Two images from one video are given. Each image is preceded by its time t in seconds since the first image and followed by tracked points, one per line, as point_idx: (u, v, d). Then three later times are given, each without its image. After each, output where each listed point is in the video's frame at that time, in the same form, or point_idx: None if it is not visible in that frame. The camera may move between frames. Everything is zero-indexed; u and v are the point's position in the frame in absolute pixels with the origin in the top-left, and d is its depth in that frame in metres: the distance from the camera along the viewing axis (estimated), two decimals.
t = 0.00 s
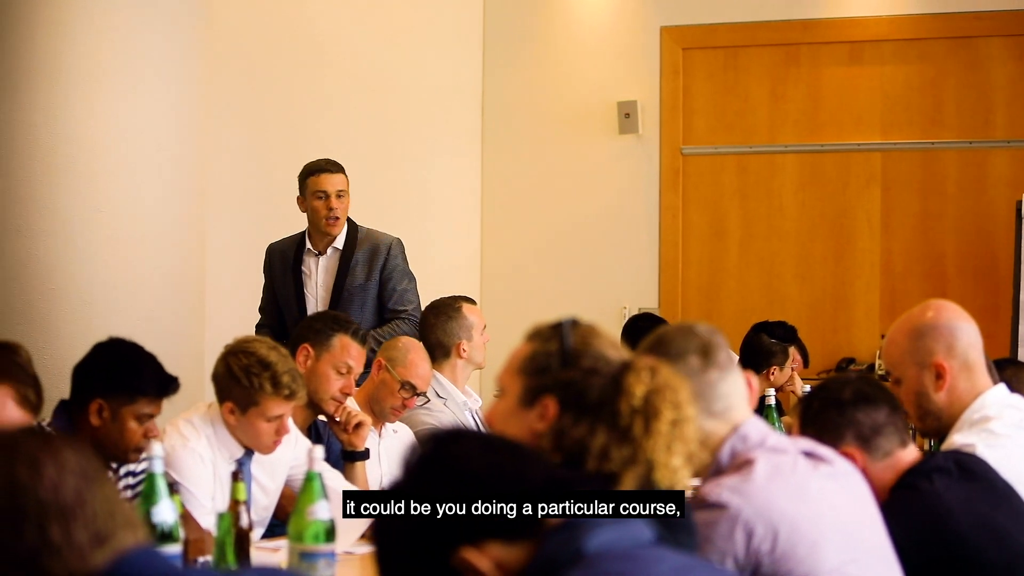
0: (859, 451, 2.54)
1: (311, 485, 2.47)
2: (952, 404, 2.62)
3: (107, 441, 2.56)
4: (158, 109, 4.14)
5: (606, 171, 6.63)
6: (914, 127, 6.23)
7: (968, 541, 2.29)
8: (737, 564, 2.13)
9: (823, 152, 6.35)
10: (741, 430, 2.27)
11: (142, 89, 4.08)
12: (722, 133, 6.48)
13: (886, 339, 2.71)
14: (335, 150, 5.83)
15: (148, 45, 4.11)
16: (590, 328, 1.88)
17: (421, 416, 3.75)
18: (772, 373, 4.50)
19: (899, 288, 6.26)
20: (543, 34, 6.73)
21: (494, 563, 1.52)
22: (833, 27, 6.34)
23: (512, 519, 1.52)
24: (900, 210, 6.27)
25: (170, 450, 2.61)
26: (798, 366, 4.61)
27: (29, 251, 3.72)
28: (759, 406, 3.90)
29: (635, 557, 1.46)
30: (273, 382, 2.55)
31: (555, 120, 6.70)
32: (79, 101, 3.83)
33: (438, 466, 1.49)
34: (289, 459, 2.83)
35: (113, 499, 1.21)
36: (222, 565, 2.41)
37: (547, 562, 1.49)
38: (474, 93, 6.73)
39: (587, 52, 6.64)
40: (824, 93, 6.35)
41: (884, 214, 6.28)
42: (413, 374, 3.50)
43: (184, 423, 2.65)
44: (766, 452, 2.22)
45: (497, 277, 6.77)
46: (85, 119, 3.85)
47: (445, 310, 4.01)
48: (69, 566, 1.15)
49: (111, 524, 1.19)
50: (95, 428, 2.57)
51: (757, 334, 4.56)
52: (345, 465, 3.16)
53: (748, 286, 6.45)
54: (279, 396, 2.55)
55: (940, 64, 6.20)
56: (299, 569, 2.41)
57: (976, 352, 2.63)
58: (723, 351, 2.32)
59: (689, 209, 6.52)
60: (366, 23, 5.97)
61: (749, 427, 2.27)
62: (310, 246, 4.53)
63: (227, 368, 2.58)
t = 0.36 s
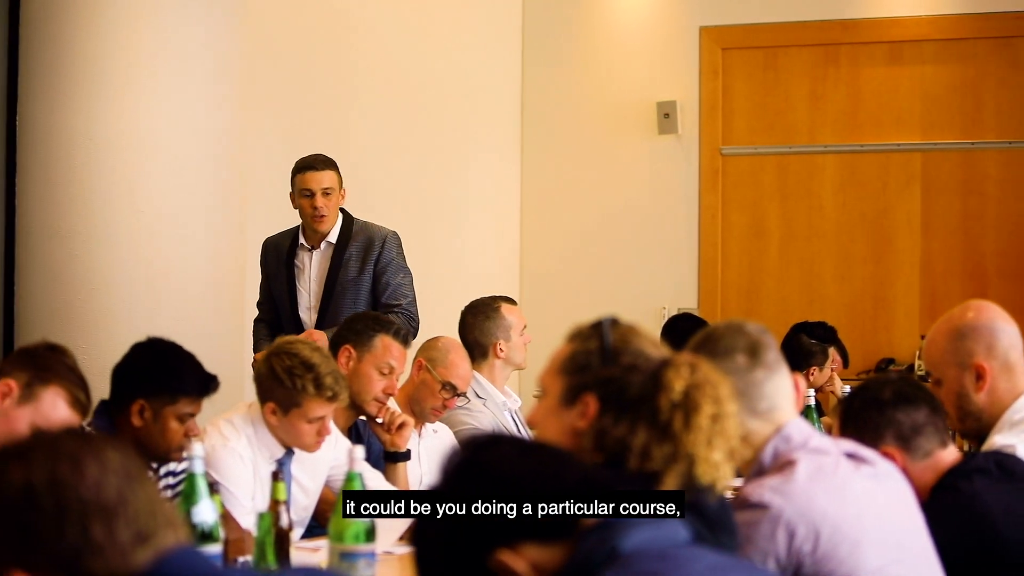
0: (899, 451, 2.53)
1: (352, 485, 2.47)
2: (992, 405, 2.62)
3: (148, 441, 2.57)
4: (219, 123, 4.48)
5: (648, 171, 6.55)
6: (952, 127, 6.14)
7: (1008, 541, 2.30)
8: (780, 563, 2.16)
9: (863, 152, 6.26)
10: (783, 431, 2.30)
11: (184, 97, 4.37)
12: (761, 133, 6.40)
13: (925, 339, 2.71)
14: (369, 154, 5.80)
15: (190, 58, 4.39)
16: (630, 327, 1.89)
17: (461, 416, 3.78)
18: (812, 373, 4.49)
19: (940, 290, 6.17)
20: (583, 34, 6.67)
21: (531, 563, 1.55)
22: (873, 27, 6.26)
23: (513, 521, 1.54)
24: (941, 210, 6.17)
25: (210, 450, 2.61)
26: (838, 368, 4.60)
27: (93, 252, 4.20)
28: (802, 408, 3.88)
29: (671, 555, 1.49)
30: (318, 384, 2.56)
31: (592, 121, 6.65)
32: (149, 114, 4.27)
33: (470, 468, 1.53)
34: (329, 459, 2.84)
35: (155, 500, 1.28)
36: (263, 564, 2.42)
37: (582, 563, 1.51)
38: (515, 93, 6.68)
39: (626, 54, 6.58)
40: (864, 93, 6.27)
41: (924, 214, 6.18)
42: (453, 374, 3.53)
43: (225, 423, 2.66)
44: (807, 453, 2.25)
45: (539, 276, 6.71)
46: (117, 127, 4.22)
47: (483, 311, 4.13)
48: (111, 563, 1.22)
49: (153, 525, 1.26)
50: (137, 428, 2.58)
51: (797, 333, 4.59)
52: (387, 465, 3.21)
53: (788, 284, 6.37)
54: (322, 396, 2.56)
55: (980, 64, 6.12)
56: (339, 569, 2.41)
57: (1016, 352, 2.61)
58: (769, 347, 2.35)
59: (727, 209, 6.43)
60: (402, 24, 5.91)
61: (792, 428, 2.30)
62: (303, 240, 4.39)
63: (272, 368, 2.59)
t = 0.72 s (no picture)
0: (930, 451, 2.53)
1: (383, 486, 2.47)
2: None
3: (175, 439, 2.56)
4: (238, 132, 4.77)
5: (679, 173, 6.39)
6: (986, 127, 6.00)
7: None
8: (812, 563, 2.25)
9: (896, 152, 6.13)
10: (815, 432, 2.40)
11: (210, 107, 4.65)
12: (794, 132, 6.26)
13: (958, 340, 2.72)
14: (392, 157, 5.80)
15: (215, 71, 4.66)
16: (660, 326, 1.96)
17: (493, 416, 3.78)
18: (844, 373, 4.47)
19: (971, 289, 6.04)
20: (612, 33, 6.50)
21: (557, 565, 1.54)
22: (906, 26, 6.11)
23: (514, 521, 1.53)
24: (972, 210, 6.03)
25: (242, 450, 2.63)
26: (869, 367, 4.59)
27: (124, 257, 4.41)
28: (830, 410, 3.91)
29: (696, 556, 1.46)
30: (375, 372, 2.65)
31: (624, 120, 6.48)
32: (177, 123, 4.53)
33: (498, 471, 1.52)
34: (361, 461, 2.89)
35: (188, 499, 1.29)
36: (293, 564, 2.41)
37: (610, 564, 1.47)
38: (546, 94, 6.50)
39: (656, 57, 6.42)
40: (896, 93, 6.13)
41: (957, 214, 6.04)
42: (484, 375, 3.62)
43: (255, 423, 2.68)
44: (839, 453, 2.35)
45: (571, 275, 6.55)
46: (144, 136, 4.45)
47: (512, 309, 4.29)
48: (142, 561, 1.24)
49: (185, 524, 1.27)
50: (164, 426, 2.57)
51: (829, 333, 4.57)
52: (415, 466, 3.22)
53: (821, 283, 6.22)
54: (382, 382, 2.65)
55: (1012, 63, 5.97)
56: (370, 569, 2.40)
57: None
58: (796, 352, 2.44)
59: (760, 208, 6.30)
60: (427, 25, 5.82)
61: (822, 429, 2.40)
62: (313, 243, 4.30)
63: (327, 367, 2.62)
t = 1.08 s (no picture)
0: (953, 452, 2.52)
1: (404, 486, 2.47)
2: None
3: (196, 438, 2.55)
4: (257, 127, 4.79)
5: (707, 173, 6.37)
6: (1008, 127, 5.99)
7: None
8: (833, 563, 2.25)
9: (918, 152, 6.11)
10: (836, 433, 2.39)
11: (227, 104, 4.66)
12: (816, 132, 6.24)
13: (980, 342, 2.71)
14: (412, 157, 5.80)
15: (232, 69, 4.67)
16: (684, 325, 1.93)
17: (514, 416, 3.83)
18: (866, 374, 4.47)
19: (995, 290, 6.01)
20: (634, 33, 6.47)
21: (576, 565, 1.62)
22: (928, 25, 6.09)
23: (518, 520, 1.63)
24: (995, 209, 6.01)
25: (264, 450, 2.63)
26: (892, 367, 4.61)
27: (147, 252, 4.43)
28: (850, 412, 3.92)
29: (718, 556, 1.45)
30: (407, 373, 2.71)
31: (646, 120, 6.46)
32: (198, 118, 4.55)
33: (517, 472, 1.61)
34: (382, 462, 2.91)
35: (211, 499, 1.30)
36: (315, 565, 2.41)
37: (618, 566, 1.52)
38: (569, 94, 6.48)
39: (679, 58, 6.40)
40: (918, 93, 6.12)
41: (980, 214, 6.03)
42: (507, 376, 3.62)
43: (280, 424, 2.68)
44: (861, 453, 2.34)
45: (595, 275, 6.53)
46: (162, 123, 4.46)
47: (536, 309, 4.29)
48: (166, 561, 1.24)
49: (208, 525, 1.27)
50: (185, 425, 2.57)
51: (851, 333, 4.56)
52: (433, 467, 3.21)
53: (843, 284, 6.20)
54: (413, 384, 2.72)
55: None
56: (392, 569, 2.39)
57: None
58: (816, 355, 2.47)
59: (782, 209, 6.29)
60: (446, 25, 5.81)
61: (844, 430, 2.39)
62: (318, 238, 4.16)
63: (372, 368, 2.64)
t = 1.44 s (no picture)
0: (969, 452, 2.51)
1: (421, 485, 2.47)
2: None
3: (212, 437, 2.56)
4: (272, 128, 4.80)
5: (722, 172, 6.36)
6: None
7: None
8: (850, 563, 2.25)
9: (935, 151, 6.10)
10: (851, 433, 2.38)
11: (242, 105, 4.68)
12: (833, 131, 6.23)
13: (999, 341, 2.71)
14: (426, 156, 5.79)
15: (247, 70, 4.70)
16: (698, 327, 1.94)
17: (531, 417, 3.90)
18: (882, 373, 4.48)
19: (1012, 289, 6.00)
20: (651, 32, 6.45)
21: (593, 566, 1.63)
22: (946, 25, 6.08)
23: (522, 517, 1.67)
24: (1013, 209, 6.00)
25: (281, 450, 2.63)
26: (908, 367, 4.61)
27: (162, 253, 4.50)
28: (866, 412, 3.92)
29: (734, 556, 1.46)
30: (426, 372, 2.72)
31: (663, 119, 6.44)
32: (214, 120, 4.60)
33: (538, 472, 1.62)
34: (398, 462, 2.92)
35: (227, 499, 1.29)
36: (331, 565, 2.41)
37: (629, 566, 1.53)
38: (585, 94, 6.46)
39: (696, 58, 6.38)
40: (936, 93, 6.11)
41: (998, 214, 6.01)
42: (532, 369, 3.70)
43: (296, 423, 2.68)
44: (878, 453, 2.33)
45: (609, 275, 6.52)
46: (177, 124, 4.53)
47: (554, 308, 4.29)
48: (182, 561, 1.23)
49: (225, 525, 1.27)
50: (201, 424, 2.57)
51: (867, 333, 4.56)
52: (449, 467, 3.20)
53: (860, 284, 6.19)
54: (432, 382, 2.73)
55: None
56: (408, 569, 2.39)
57: None
58: (827, 356, 2.46)
59: (799, 209, 6.28)
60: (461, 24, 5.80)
61: (860, 430, 2.37)
62: (326, 232, 4.14)
63: (391, 368, 2.65)
